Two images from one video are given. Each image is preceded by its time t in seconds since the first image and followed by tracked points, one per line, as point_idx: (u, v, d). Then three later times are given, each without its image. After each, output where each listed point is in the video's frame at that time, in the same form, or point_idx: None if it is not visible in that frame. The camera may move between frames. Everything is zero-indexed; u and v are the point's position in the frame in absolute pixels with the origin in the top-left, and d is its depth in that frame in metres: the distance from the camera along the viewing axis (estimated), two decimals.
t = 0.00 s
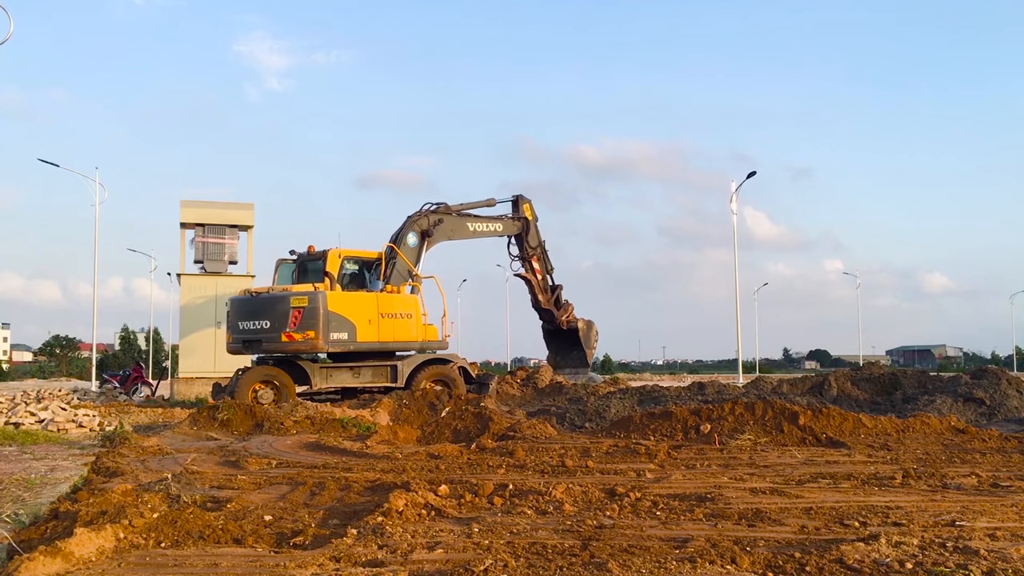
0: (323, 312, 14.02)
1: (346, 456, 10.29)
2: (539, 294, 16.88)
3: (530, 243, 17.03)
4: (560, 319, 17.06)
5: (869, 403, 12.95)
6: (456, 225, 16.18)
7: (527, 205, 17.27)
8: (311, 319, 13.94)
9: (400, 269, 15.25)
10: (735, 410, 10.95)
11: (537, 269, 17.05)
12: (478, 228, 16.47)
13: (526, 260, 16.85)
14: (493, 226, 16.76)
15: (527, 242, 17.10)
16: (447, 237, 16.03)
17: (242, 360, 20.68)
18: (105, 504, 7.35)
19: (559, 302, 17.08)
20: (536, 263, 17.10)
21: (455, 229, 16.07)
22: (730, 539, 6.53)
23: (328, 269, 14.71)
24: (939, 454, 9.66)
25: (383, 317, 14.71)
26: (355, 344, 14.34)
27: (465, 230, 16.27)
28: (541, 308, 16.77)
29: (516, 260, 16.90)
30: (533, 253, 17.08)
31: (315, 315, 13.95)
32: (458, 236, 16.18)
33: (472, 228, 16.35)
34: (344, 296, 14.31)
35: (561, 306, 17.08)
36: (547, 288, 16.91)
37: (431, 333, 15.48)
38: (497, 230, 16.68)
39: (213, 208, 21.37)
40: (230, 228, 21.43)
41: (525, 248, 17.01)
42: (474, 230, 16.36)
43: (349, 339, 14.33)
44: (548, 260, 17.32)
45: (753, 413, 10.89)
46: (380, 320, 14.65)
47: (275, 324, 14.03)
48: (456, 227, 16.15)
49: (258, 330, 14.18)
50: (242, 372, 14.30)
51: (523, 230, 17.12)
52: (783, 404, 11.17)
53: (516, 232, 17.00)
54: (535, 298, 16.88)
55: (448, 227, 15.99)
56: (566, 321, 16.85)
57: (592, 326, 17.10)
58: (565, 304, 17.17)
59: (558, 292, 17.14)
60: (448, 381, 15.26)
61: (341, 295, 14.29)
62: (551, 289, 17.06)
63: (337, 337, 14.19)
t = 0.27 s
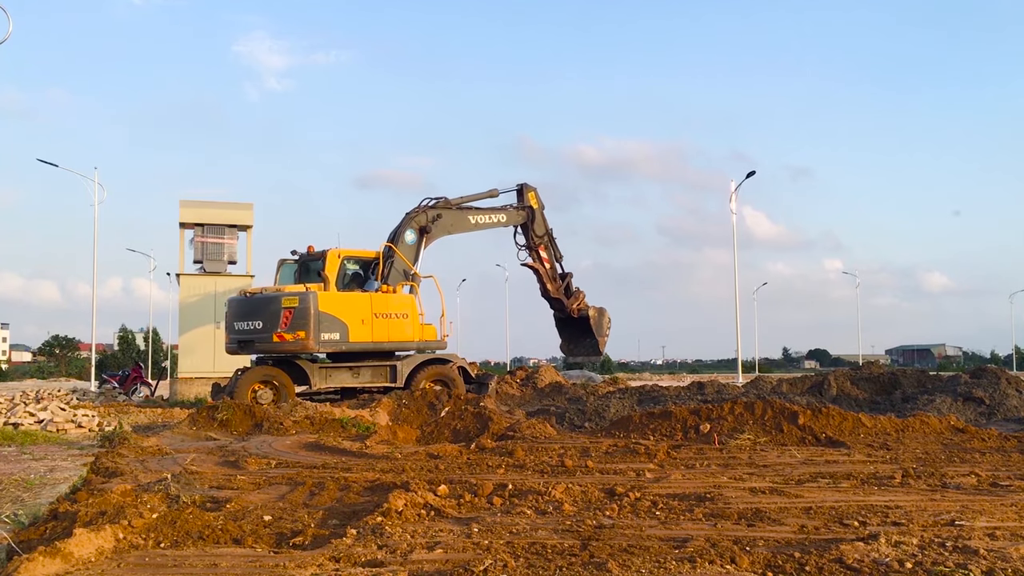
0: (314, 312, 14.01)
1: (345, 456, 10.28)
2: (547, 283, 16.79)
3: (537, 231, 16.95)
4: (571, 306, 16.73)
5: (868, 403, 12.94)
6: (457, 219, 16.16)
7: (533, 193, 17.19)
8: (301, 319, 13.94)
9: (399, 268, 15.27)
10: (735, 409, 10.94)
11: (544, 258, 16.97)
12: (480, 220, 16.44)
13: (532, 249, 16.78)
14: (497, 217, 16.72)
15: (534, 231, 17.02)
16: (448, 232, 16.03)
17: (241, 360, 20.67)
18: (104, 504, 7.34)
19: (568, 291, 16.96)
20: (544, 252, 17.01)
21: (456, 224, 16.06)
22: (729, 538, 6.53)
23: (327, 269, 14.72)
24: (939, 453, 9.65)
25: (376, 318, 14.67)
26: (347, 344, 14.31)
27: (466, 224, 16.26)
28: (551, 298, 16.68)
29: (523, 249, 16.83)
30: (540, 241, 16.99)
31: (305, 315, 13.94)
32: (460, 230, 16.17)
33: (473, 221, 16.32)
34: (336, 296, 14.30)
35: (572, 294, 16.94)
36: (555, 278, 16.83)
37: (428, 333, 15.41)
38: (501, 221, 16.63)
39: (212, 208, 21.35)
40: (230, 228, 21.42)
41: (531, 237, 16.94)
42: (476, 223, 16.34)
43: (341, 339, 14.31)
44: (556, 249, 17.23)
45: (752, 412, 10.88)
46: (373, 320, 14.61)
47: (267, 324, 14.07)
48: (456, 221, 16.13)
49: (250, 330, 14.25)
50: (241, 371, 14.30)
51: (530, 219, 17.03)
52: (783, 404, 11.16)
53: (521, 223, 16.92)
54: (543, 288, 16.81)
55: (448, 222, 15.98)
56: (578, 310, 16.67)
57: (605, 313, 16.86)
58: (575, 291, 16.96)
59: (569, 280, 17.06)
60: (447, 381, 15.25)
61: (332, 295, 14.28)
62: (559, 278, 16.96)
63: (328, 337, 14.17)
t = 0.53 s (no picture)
0: (303, 311, 14.02)
1: (345, 455, 10.28)
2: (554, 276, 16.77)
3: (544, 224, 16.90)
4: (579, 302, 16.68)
5: (867, 401, 12.95)
6: (459, 214, 16.15)
7: (542, 185, 17.14)
8: (291, 318, 13.95)
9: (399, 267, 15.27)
10: (734, 407, 10.95)
11: (552, 251, 16.93)
12: (484, 215, 16.43)
13: (539, 242, 16.75)
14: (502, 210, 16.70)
15: (542, 223, 16.97)
16: (450, 227, 16.04)
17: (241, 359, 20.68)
18: (103, 503, 7.35)
19: (577, 286, 16.92)
20: (552, 245, 16.97)
21: (457, 219, 16.06)
22: (728, 536, 6.54)
23: (327, 268, 14.74)
24: (938, 451, 9.65)
25: (369, 317, 14.64)
26: (337, 343, 14.30)
27: (468, 219, 16.26)
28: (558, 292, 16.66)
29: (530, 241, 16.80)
30: (548, 234, 16.95)
31: (294, 315, 13.95)
32: (462, 225, 16.17)
33: (477, 215, 16.32)
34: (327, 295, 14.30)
35: (582, 289, 16.92)
36: (562, 271, 16.80)
37: (425, 332, 15.33)
38: (506, 214, 16.62)
39: (211, 207, 21.35)
40: (229, 227, 21.42)
41: (539, 229, 16.89)
42: (479, 217, 16.33)
43: (331, 338, 14.31)
44: (563, 241, 17.18)
45: (752, 410, 10.89)
46: (365, 319, 14.58)
47: (258, 323, 14.15)
48: (458, 216, 16.12)
49: (243, 329, 14.35)
50: (241, 370, 14.31)
51: (538, 211, 16.98)
52: (782, 402, 11.17)
53: (528, 214, 16.87)
54: (551, 281, 16.79)
55: (449, 217, 15.99)
56: (587, 305, 16.64)
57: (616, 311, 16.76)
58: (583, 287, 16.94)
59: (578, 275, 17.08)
60: (447, 380, 15.25)
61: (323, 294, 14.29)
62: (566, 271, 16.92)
63: (318, 337, 14.17)
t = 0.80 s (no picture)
0: (292, 310, 14.03)
1: (344, 453, 10.27)
2: (558, 274, 16.75)
3: (551, 221, 16.88)
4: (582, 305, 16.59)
5: (867, 397, 12.95)
6: (462, 211, 16.14)
7: (552, 182, 17.13)
8: (280, 317, 13.98)
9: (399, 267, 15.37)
10: (733, 404, 10.96)
11: (557, 248, 16.91)
12: (488, 211, 16.43)
13: (545, 238, 16.73)
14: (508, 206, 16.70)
15: (549, 220, 16.95)
16: (452, 224, 16.03)
17: (240, 357, 20.67)
18: (102, 501, 7.34)
19: (580, 287, 16.87)
20: (558, 242, 16.95)
21: (460, 216, 16.05)
22: (728, 533, 6.54)
23: (326, 267, 14.84)
24: (937, 448, 9.66)
25: (361, 315, 14.58)
26: (327, 342, 14.27)
27: (471, 215, 16.26)
28: (561, 292, 16.65)
29: (536, 237, 16.78)
30: (554, 231, 16.93)
31: (283, 313, 13.97)
32: (465, 222, 16.17)
33: (480, 212, 16.32)
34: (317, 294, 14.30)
35: (586, 292, 16.87)
36: (565, 270, 16.76)
37: (421, 330, 15.21)
38: (512, 211, 16.61)
39: (209, 205, 21.32)
40: (227, 226, 21.40)
41: (545, 226, 16.88)
42: (483, 214, 16.33)
43: (321, 337, 14.29)
44: (570, 240, 17.15)
45: (751, 407, 10.89)
46: (357, 317, 14.53)
47: (250, 321, 14.25)
48: (461, 213, 16.11)
49: (237, 327, 14.49)
50: (240, 368, 14.32)
51: (546, 208, 16.98)
52: (781, 399, 11.17)
53: (534, 210, 16.85)
54: (554, 280, 16.78)
55: (452, 214, 15.98)
56: (589, 308, 16.55)
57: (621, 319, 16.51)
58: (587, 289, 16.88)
59: (583, 278, 17.03)
60: (446, 378, 15.24)
61: (313, 293, 14.30)
62: (571, 270, 16.89)
63: (308, 335, 14.16)
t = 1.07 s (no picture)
0: (285, 308, 14.02)
1: (344, 450, 10.26)
2: (554, 271, 16.74)
3: (553, 218, 16.86)
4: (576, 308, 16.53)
5: (866, 394, 12.96)
6: (463, 207, 16.14)
7: (560, 180, 17.13)
8: (273, 314, 13.97)
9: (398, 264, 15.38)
10: (733, 401, 10.96)
11: (557, 246, 16.88)
12: (490, 207, 16.42)
13: (545, 234, 16.72)
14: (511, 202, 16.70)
15: (551, 217, 16.94)
16: (453, 220, 16.03)
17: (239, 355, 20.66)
18: (102, 499, 7.34)
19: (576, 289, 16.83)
20: (558, 240, 16.92)
21: (461, 212, 16.05)
22: (728, 530, 6.54)
23: (325, 264, 14.85)
24: (936, 444, 9.67)
25: (355, 313, 14.57)
26: (320, 339, 14.25)
27: (473, 211, 16.26)
28: (555, 290, 16.64)
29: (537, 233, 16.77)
30: (556, 228, 16.90)
31: (276, 311, 13.97)
32: (466, 218, 16.17)
33: (482, 208, 16.31)
34: (311, 292, 14.29)
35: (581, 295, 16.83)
36: (563, 270, 16.72)
37: (417, 328, 15.20)
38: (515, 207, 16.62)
39: (208, 202, 21.30)
40: (226, 223, 21.38)
41: (547, 222, 16.86)
42: (485, 210, 16.33)
43: (315, 335, 14.27)
44: (572, 240, 17.11)
45: (750, 404, 10.90)
46: (351, 315, 14.52)
47: (245, 319, 14.27)
48: (462, 209, 16.11)
49: (233, 325, 14.53)
50: (239, 366, 14.32)
51: (550, 204, 16.97)
52: (781, 395, 11.17)
53: (538, 207, 16.85)
54: (550, 278, 16.76)
55: (453, 210, 15.98)
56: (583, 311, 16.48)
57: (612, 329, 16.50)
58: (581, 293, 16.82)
59: (580, 280, 17.02)
60: (445, 375, 15.23)
61: (307, 291, 14.29)
62: (567, 270, 16.85)
63: (301, 333, 14.14)
